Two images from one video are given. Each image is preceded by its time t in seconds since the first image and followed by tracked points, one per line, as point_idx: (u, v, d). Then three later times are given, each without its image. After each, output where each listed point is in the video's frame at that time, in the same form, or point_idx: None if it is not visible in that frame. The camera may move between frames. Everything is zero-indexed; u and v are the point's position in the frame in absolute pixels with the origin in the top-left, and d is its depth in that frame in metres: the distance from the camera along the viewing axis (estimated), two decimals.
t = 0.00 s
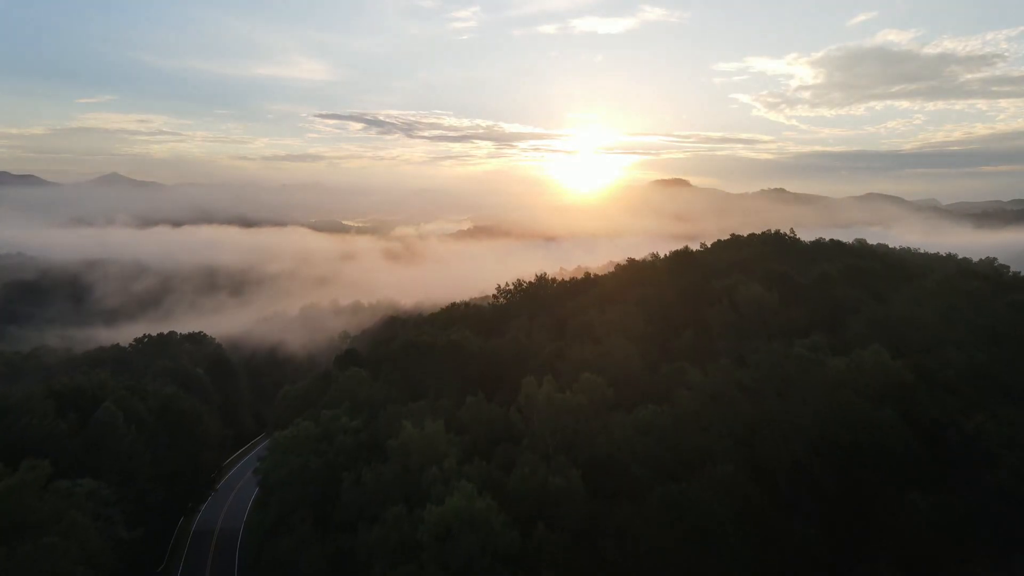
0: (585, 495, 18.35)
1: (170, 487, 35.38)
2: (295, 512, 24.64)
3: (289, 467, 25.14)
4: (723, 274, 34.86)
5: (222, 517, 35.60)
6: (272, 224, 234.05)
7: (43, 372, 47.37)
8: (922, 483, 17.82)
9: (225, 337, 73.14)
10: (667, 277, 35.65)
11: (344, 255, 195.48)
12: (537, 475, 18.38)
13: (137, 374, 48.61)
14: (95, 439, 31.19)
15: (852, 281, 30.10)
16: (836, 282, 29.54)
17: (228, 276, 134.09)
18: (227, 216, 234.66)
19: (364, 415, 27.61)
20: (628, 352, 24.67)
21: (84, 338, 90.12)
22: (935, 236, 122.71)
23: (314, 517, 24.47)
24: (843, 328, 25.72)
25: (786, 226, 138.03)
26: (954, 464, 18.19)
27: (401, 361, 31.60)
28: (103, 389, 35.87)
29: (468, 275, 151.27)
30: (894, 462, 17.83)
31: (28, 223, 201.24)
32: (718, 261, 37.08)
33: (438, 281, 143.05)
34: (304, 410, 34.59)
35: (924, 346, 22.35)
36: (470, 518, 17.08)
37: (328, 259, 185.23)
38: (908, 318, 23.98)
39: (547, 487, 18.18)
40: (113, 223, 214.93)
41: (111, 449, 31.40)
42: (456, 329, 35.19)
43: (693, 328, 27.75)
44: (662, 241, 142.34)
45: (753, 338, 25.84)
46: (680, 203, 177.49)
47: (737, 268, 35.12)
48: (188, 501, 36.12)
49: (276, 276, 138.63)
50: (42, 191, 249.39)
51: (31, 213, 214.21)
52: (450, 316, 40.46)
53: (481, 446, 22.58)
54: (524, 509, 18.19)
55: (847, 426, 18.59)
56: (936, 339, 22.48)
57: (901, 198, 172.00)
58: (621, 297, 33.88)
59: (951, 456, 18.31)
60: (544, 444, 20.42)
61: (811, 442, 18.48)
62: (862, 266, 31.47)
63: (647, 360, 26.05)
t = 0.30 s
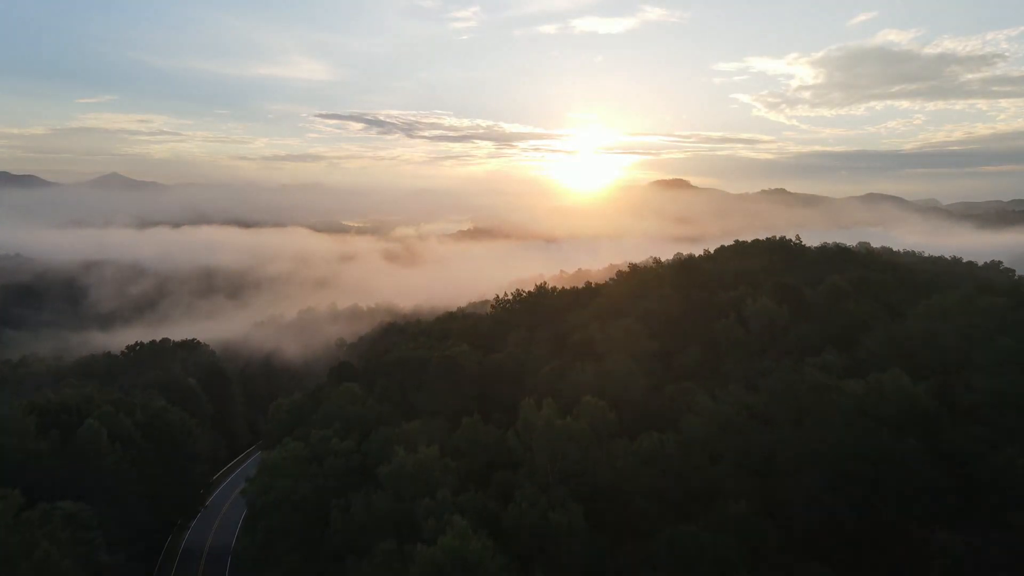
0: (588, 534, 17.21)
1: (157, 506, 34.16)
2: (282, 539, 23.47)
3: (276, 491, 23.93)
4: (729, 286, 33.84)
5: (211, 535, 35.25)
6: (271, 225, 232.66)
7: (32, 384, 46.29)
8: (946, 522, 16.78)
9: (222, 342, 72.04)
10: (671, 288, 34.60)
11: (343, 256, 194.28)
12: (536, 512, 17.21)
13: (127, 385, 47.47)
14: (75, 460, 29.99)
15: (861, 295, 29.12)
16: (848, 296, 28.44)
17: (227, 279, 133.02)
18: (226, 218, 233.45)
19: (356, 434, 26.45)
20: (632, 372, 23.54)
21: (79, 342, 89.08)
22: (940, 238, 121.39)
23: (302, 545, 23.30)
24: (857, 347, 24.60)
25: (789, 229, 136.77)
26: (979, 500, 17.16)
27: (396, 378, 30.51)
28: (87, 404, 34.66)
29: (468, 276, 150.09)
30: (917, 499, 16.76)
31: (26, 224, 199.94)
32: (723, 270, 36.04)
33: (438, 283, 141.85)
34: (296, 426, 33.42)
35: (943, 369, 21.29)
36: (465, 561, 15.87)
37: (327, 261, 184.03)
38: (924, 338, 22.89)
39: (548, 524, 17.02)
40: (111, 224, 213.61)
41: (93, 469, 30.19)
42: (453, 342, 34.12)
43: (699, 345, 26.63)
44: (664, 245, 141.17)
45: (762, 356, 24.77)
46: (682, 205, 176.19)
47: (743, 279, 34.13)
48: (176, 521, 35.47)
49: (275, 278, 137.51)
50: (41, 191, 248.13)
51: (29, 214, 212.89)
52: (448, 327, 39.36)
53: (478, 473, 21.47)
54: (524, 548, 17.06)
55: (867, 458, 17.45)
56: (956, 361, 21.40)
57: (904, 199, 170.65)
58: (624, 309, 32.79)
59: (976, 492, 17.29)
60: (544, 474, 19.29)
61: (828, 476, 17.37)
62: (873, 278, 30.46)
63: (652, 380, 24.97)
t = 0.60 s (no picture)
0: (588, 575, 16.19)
1: (143, 523, 33.09)
2: (268, 570, 22.37)
3: (262, 518, 22.84)
4: (735, 297, 32.79)
5: (201, 549, 34.42)
6: (270, 226, 231.28)
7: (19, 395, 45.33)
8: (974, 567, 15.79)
9: (219, 347, 70.88)
10: (676, 300, 33.54)
11: (342, 257, 193.10)
12: (534, 551, 16.17)
13: (117, 396, 46.52)
14: (56, 477, 29.22)
15: (874, 310, 28.02)
16: (860, 309, 27.37)
17: (226, 283, 131.85)
18: (225, 219, 232.14)
19: (347, 456, 25.40)
20: (635, 393, 22.48)
21: (74, 347, 87.86)
22: (945, 240, 120.16)
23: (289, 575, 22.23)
24: (870, 367, 23.54)
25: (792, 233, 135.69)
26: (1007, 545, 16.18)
27: (390, 395, 29.42)
28: (73, 419, 33.80)
29: (469, 278, 148.94)
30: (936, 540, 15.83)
31: (23, 225, 198.70)
32: (729, 280, 34.98)
33: (438, 284, 140.51)
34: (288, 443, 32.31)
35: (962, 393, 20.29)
36: None
37: (325, 263, 182.86)
38: (942, 357, 21.88)
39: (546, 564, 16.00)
40: (109, 225, 212.15)
41: (74, 487, 29.25)
42: (450, 356, 33.00)
43: (705, 364, 25.60)
44: (666, 248, 140.08)
45: (772, 377, 23.75)
46: (684, 206, 175.05)
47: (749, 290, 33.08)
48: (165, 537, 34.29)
49: (274, 281, 136.29)
50: (39, 192, 246.85)
51: (26, 215, 211.55)
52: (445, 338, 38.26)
53: (472, 502, 20.51)
54: None
55: (886, 492, 16.42)
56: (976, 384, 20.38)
57: (907, 200, 169.47)
58: (627, 321, 31.69)
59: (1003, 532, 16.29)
60: (542, 507, 18.30)
61: (844, 513, 16.40)
62: (885, 290, 29.41)
63: (657, 401, 23.92)
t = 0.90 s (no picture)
0: None
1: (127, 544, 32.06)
2: None
3: (247, 547, 21.70)
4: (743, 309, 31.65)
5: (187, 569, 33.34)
6: (269, 227, 230.31)
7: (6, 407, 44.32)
8: None
9: (214, 353, 69.86)
10: (681, 312, 32.49)
11: (341, 258, 192.18)
12: None
13: (107, 407, 45.55)
14: (37, 497, 28.79)
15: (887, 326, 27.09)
16: (874, 325, 26.25)
17: (224, 287, 130.87)
18: (224, 220, 231.03)
19: (337, 480, 24.32)
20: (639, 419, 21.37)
21: (68, 350, 86.61)
22: (949, 243, 119.31)
23: None
24: (887, 388, 22.45)
25: (794, 240, 135.16)
26: None
27: (383, 414, 28.32)
28: (59, 435, 33.14)
29: (469, 280, 147.94)
30: None
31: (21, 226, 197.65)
32: (736, 292, 34.02)
33: (438, 286, 139.48)
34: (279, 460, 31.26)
35: (987, 419, 19.16)
36: None
37: (325, 264, 181.97)
38: (963, 378, 20.78)
39: None
40: (107, 226, 211.04)
41: (54, 508, 28.65)
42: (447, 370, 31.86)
43: (712, 385, 24.50)
44: (668, 254, 139.30)
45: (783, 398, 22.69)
46: (685, 210, 174.37)
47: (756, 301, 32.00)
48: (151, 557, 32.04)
49: (273, 285, 135.28)
50: (37, 194, 245.84)
51: (24, 216, 210.41)
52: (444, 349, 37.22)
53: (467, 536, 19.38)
54: None
55: (911, 533, 15.26)
56: (1002, 408, 19.25)
57: (909, 203, 168.90)
58: (629, 335, 30.59)
59: None
60: (542, 545, 17.15)
61: (866, 554, 15.23)
62: (897, 303, 28.52)
63: (661, 427, 22.97)
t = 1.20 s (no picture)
0: None
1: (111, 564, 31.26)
2: None
3: None
4: (749, 321, 30.62)
5: None
6: (269, 227, 229.18)
7: None
8: None
9: (209, 359, 68.81)
10: (686, 324, 31.41)
11: (341, 259, 191.09)
12: None
13: (97, 418, 44.52)
14: (17, 520, 27.74)
15: (900, 342, 26.12)
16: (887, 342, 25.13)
17: (222, 289, 129.63)
18: (224, 220, 229.76)
19: (327, 506, 23.27)
20: (643, 447, 20.26)
21: (62, 354, 85.32)
22: (955, 245, 117.91)
23: None
24: (904, 411, 21.30)
25: (798, 244, 133.93)
26: None
27: (375, 433, 27.25)
28: (41, 452, 32.02)
29: (469, 281, 146.60)
30: None
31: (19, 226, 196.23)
32: (741, 304, 33.04)
33: (438, 287, 138.19)
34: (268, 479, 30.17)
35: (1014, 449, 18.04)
36: None
37: (324, 265, 180.80)
38: (985, 400, 19.69)
39: None
40: (106, 227, 209.81)
41: (33, 530, 27.56)
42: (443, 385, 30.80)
43: (718, 406, 23.44)
44: (670, 257, 138.04)
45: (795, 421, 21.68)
46: (687, 212, 173.11)
47: (764, 313, 30.98)
48: None
49: (271, 288, 134.03)
50: (37, 194, 244.52)
51: (23, 216, 209.11)
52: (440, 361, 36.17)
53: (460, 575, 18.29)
54: None
55: None
56: None
57: (913, 204, 167.57)
58: (631, 350, 29.51)
59: None
60: None
61: None
62: (911, 317, 27.55)
63: (666, 452, 21.93)
